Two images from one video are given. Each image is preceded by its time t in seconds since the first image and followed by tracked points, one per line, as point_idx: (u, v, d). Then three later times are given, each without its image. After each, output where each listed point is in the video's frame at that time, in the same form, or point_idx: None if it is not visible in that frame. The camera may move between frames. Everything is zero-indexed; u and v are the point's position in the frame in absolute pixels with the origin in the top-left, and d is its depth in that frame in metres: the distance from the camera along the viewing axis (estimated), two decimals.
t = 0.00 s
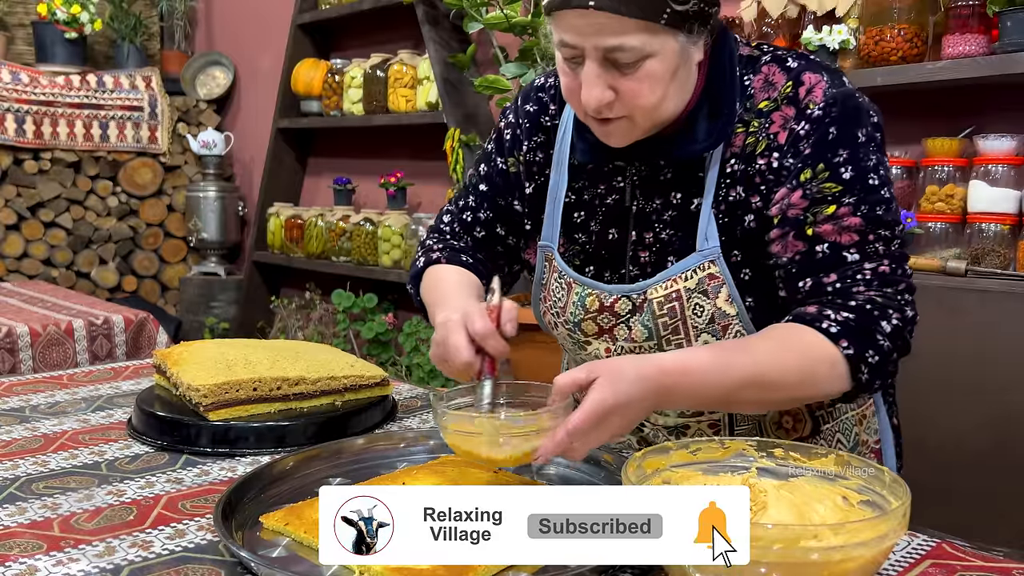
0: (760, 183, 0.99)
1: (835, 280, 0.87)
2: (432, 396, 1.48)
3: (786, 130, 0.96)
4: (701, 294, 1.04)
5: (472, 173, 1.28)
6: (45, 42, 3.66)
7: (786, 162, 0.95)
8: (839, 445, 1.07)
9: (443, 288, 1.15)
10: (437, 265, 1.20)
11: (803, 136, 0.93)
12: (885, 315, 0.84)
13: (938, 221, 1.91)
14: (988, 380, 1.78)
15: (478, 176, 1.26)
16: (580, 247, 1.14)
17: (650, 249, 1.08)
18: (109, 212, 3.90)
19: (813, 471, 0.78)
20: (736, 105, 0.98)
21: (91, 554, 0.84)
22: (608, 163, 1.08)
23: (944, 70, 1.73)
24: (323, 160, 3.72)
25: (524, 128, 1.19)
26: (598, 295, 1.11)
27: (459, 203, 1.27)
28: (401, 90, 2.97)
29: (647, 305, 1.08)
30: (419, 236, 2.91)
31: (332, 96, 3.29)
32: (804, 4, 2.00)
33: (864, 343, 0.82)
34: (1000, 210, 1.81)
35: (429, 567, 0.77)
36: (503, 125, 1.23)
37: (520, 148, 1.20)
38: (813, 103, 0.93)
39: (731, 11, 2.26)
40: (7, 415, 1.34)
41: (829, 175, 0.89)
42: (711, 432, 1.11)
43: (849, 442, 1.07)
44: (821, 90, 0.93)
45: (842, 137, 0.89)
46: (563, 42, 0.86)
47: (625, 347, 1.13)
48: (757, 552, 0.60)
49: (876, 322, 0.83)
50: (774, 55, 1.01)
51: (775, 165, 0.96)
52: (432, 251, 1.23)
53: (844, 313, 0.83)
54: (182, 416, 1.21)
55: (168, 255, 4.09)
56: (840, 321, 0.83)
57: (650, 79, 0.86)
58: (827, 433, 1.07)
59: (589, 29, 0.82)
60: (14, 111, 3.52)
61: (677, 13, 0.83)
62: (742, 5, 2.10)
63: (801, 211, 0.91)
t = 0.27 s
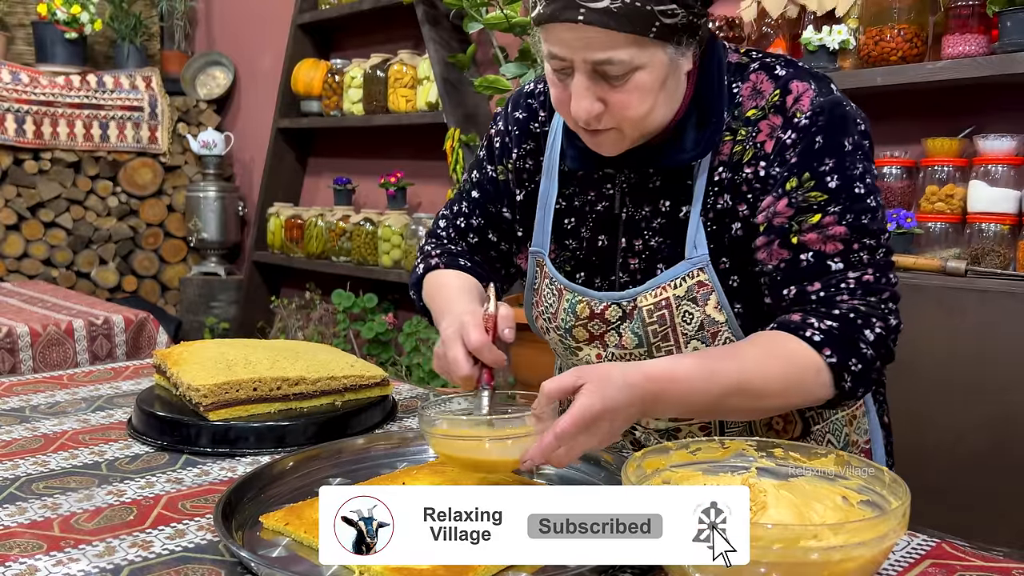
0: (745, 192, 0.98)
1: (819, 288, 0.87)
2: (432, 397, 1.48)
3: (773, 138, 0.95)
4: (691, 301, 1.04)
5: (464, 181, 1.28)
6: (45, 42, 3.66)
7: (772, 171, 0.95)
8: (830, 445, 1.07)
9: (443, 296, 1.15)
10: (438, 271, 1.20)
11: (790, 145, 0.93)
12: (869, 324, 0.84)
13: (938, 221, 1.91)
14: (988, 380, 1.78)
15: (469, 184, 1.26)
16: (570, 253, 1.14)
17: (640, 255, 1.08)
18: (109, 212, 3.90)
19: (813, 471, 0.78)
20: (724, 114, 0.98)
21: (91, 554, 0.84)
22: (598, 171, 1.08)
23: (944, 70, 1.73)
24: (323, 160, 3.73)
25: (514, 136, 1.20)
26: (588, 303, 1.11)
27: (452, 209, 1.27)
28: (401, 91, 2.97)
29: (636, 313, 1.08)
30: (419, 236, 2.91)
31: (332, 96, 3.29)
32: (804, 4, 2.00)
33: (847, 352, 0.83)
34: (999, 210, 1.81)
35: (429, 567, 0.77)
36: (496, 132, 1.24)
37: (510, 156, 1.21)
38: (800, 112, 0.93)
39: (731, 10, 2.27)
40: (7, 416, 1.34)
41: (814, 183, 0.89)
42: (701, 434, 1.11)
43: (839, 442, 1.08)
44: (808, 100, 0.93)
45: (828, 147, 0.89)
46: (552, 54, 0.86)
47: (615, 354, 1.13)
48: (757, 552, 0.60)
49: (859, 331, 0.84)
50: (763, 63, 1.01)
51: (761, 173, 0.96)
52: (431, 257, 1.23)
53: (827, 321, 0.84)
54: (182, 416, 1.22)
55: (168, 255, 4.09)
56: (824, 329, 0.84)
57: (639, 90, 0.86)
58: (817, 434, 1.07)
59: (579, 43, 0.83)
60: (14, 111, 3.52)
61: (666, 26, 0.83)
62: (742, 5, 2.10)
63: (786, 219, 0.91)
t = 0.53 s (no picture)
0: (737, 196, 0.99)
1: (813, 291, 0.88)
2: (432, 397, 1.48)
3: (763, 142, 0.96)
4: (685, 305, 1.04)
5: (461, 194, 1.28)
6: (45, 42, 3.66)
7: (763, 175, 0.95)
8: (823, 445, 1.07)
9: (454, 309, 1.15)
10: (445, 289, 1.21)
11: (780, 148, 0.93)
12: (862, 325, 0.85)
13: (938, 221, 1.91)
14: (988, 380, 1.78)
15: (467, 197, 1.26)
16: (562, 258, 1.14)
17: (633, 260, 1.08)
18: (110, 212, 3.90)
19: (814, 471, 0.78)
20: (714, 118, 0.98)
21: (91, 554, 0.85)
22: (589, 175, 1.08)
23: (944, 71, 1.73)
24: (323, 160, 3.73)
25: (506, 142, 1.19)
26: (582, 307, 1.11)
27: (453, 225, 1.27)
28: (401, 91, 2.97)
29: (630, 317, 1.08)
30: (419, 236, 2.91)
31: (332, 96, 3.29)
32: (803, 4, 2.00)
33: (841, 353, 0.84)
34: (999, 210, 1.81)
35: (429, 566, 0.77)
36: (489, 141, 1.23)
37: (503, 163, 1.20)
38: (789, 115, 0.93)
39: (731, 11, 2.27)
40: (7, 416, 1.34)
41: (806, 187, 0.89)
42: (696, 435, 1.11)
43: (832, 442, 1.08)
44: (797, 102, 0.93)
45: (818, 149, 0.90)
46: (541, 60, 0.86)
47: (610, 358, 1.13)
48: (757, 552, 0.60)
49: (853, 332, 0.84)
50: (751, 66, 1.01)
51: (752, 177, 0.97)
52: (437, 276, 1.23)
53: (821, 322, 0.85)
54: (182, 416, 1.22)
55: (168, 255, 4.09)
56: (818, 330, 0.84)
57: (627, 97, 0.87)
58: (811, 434, 1.07)
59: (568, 50, 0.83)
60: (14, 112, 3.53)
61: (654, 33, 0.84)
62: (742, 6, 2.10)
63: (778, 223, 0.91)
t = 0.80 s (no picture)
0: (731, 201, 0.99)
1: (808, 294, 0.88)
2: (432, 397, 1.48)
3: (757, 147, 0.95)
4: (680, 309, 1.05)
5: (456, 196, 1.28)
6: (45, 42, 3.66)
7: (758, 179, 0.95)
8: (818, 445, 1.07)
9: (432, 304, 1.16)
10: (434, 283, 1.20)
11: (774, 153, 0.93)
12: (857, 328, 0.85)
13: (938, 221, 1.91)
14: (988, 380, 1.78)
15: (461, 198, 1.26)
16: (558, 262, 1.14)
17: (628, 264, 1.08)
18: (110, 212, 3.90)
19: (814, 471, 0.78)
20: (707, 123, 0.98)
21: (91, 554, 0.85)
22: (583, 180, 1.08)
23: (944, 71, 1.73)
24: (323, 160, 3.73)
25: (498, 146, 1.19)
26: (577, 312, 1.11)
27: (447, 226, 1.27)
28: (401, 91, 2.97)
29: (626, 321, 1.08)
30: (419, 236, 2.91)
31: (332, 96, 3.29)
32: (803, 4, 2.00)
33: (837, 356, 0.84)
34: (999, 210, 1.81)
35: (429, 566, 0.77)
36: (483, 144, 1.23)
37: (495, 167, 1.20)
38: (783, 120, 0.93)
39: (731, 10, 2.27)
40: (7, 416, 1.34)
41: (800, 192, 0.89)
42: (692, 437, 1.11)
43: (828, 442, 1.08)
44: (790, 107, 0.93)
45: (812, 154, 0.89)
46: (535, 67, 0.86)
47: (606, 362, 1.13)
48: (758, 552, 0.60)
49: (848, 335, 0.84)
50: (745, 70, 1.00)
51: (746, 181, 0.96)
52: (427, 271, 1.23)
53: (817, 326, 0.85)
54: (182, 416, 1.22)
55: (168, 255, 4.09)
56: (814, 334, 0.84)
57: (622, 103, 0.87)
58: (807, 434, 1.08)
59: (561, 56, 0.83)
60: (14, 112, 3.53)
61: (648, 39, 0.84)
62: (742, 6, 2.10)
63: (773, 227, 0.90)
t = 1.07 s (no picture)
0: (722, 194, 0.99)
1: (800, 284, 0.88)
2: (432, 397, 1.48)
3: (747, 140, 0.96)
4: (673, 302, 1.04)
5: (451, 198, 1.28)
6: (45, 42, 3.66)
7: (749, 172, 0.95)
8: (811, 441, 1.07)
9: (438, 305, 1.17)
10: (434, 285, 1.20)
11: (764, 146, 0.93)
12: (849, 317, 0.85)
13: (938, 221, 1.91)
14: (988, 380, 1.78)
15: (457, 200, 1.26)
16: (552, 258, 1.14)
17: (621, 258, 1.08)
18: (110, 212, 3.90)
19: (814, 471, 0.78)
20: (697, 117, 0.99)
21: (91, 554, 0.85)
22: (576, 176, 1.08)
23: (944, 71, 1.73)
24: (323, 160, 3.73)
25: (492, 146, 1.19)
26: (571, 307, 1.11)
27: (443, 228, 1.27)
28: (401, 91, 2.97)
29: (620, 314, 1.08)
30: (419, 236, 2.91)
31: (332, 96, 3.29)
32: (803, 4, 2.00)
33: (830, 345, 0.84)
34: (999, 210, 1.81)
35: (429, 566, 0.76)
36: (477, 145, 1.23)
37: (489, 167, 1.20)
38: (772, 113, 0.93)
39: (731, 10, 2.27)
40: (7, 416, 1.34)
41: (790, 184, 0.89)
42: (687, 434, 1.11)
43: (821, 439, 1.08)
44: (779, 102, 0.93)
45: (802, 147, 0.89)
46: (526, 61, 0.86)
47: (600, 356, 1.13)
48: (758, 553, 0.60)
49: (841, 324, 0.84)
50: (734, 66, 1.01)
51: (736, 174, 0.97)
52: (425, 273, 1.23)
53: (810, 315, 0.85)
54: (182, 416, 1.22)
55: (168, 255, 4.09)
56: (807, 323, 0.84)
57: (612, 95, 0.87)
58: (800, 431, 1.07)
59: (551, 49, 0.83)
60: (15, 112, 3.53)
61: (637, 32, 0.84)
62: (742, 6, 2.10)
63: (765, 219, 0.90)
